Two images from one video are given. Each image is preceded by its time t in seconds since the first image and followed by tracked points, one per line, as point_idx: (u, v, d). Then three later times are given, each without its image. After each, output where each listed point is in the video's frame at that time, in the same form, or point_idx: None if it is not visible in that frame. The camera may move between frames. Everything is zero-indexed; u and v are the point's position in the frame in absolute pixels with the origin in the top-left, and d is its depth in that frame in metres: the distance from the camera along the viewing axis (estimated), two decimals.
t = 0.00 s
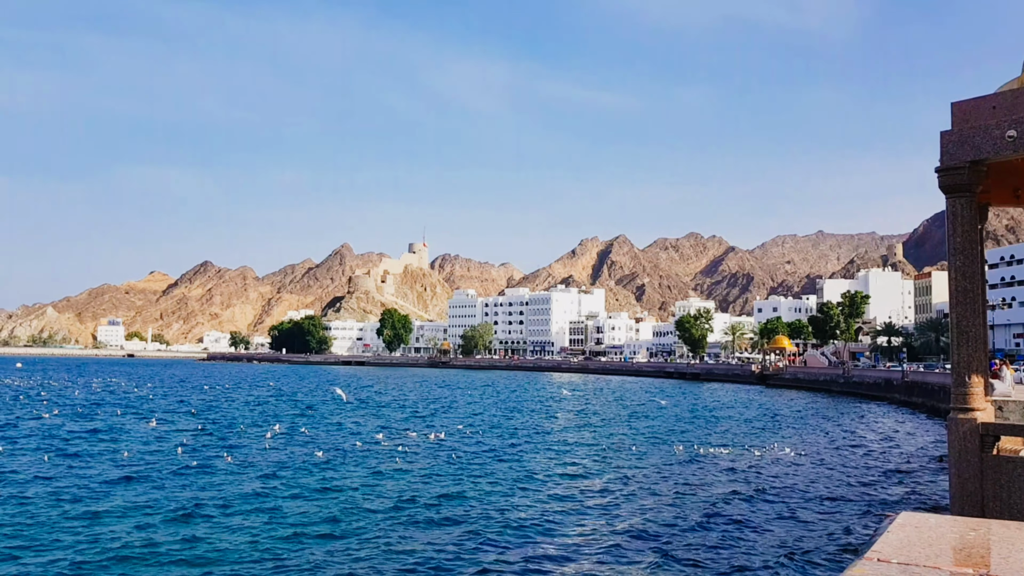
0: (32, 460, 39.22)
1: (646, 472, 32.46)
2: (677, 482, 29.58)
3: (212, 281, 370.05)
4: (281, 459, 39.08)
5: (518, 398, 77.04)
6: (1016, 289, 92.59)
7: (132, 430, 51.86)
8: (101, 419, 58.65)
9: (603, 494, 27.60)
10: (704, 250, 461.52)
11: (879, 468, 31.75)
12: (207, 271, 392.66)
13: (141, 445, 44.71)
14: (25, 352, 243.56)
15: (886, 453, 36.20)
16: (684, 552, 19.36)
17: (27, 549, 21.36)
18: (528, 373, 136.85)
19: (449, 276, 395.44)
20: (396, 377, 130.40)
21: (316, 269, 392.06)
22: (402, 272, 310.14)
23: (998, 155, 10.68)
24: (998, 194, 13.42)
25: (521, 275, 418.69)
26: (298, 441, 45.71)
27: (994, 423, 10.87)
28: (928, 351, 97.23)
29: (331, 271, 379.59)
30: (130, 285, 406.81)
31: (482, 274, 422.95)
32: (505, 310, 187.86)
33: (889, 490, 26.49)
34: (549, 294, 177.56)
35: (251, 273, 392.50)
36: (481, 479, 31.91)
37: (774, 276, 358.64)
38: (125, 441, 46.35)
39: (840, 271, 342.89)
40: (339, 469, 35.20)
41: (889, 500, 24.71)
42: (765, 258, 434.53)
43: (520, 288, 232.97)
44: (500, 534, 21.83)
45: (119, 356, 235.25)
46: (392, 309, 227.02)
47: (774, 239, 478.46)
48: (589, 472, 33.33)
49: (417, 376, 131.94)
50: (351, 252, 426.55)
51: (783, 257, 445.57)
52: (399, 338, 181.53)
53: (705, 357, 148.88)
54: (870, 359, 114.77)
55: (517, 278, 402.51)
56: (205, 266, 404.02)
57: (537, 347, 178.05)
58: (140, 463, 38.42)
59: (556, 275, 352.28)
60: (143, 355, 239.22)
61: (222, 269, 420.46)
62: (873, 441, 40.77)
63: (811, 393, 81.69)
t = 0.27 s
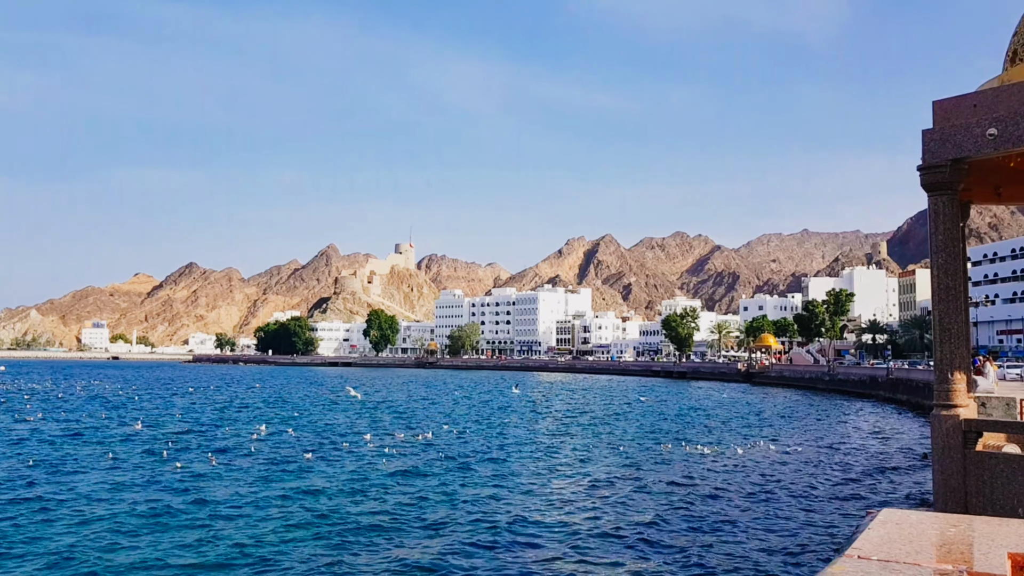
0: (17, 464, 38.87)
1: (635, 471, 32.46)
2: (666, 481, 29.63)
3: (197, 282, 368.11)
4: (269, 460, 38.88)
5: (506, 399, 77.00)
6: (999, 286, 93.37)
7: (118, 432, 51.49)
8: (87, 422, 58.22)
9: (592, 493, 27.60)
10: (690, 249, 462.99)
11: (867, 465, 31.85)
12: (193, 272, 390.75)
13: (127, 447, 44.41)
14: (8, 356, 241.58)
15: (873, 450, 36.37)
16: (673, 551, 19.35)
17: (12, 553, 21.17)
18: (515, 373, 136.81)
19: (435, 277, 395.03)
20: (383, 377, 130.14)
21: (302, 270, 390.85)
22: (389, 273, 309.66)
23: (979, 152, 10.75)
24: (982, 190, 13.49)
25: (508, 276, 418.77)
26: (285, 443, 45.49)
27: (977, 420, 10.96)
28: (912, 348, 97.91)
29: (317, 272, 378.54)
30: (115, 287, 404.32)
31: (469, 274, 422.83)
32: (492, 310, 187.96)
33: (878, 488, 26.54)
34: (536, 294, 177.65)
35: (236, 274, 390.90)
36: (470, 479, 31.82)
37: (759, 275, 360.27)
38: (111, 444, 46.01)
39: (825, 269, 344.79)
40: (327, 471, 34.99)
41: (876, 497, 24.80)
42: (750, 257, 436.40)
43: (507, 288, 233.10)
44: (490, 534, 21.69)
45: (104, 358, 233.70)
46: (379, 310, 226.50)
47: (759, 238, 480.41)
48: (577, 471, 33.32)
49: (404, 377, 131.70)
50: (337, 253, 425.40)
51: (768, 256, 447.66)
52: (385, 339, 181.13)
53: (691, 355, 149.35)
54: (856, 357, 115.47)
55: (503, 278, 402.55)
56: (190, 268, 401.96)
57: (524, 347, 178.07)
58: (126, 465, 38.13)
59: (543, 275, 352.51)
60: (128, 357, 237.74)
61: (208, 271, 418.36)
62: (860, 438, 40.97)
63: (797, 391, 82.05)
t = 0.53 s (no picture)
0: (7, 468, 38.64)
1: (628, 470, 32.40)
2: (656, 479, 29.72)
3: (187, 285, 366.95)
4: (259, 463, 38.77)
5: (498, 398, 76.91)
6: (988, 283, 93.83)
7: (108, 435, 51.24)
8: (76, 426, 57.93)
9: (584, 494, 27.62)
10: (681, 248, 464.01)
11: (858, 463, 31.85)
12: (182, 274, 389.42)
13: (117, 451, 44.22)
14: None
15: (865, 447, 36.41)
16: (662, 550, 19.32)
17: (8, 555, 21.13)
18: (506, 373, 136.91)
19: (426, 277, 394.74)
20: (374, 378, 129.92)
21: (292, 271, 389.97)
22: (379, 274, 309.32)
23: (966, 150, 10.79)
24: (969, 187, 13.56)
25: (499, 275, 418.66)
26: (276, 445, 45.32)
27: (966, 416, 11.01)
28: (902, 345, 98.34)
29: (308, 273, 377.87)
30: (104, 289, 402.63)
31: (460, 274, 422.49)
32: (483, 310, 187.94)
33: (868, 485, 26.54)
34: (527, 294, 177.72)
35: (226, 276, 389.68)
36: (459, 480, 31.86)
37: (749, 273, 361.07)
38: (102, 447, 45.84)
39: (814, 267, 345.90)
40: (318, 473, 34.85)
41: (864, 493, 24.92)
42: (741, 255, 437.25)
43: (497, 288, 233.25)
44: (482, 535, 21.66)
45: (93, 361, 232.75)
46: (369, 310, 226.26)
47: (750, 237, 481.44)
48: (568, 470, 33.41)
49: (395, 377, 131.56)
50: (327, 254, 424.58)
51: (758, 254, 448.87)
52: (376, 340, 180.89)
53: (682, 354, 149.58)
54: (846, 354, 115.86)
55: (494, 278, 402.57)
56: (179, 270, 400.61)
57: (515, 347, 178.18)
58: (118, 469, 38.01)
59: (534, 275, 352.64)
60: (118, 359, 236.93)
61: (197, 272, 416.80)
62: (852, 435, 41.00)
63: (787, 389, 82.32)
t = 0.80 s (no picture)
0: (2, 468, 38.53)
1: (624, 470, 32.32)
2: (652, 478, 29.79)
3: (181, 284, 366.16)
4: (255, 462, 38.70)
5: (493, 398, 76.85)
6: (981, 282, 94.10)
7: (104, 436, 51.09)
8: (70, 426, 57.75)
9: (580, 493, 27.67)
10: (675, 248, 464.38)
11: (852, 462, 31.89)
12: (176, 273, 388.40)
13: (111, 450, 44.09)
14: None
15: (861, 447, 36.37)
16: (657, 550, 19.27)
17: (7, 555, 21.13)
18: (501, 373, 136.92)
19: (420, 277, 394.42)
20: (368, 378, 129.73)
21: (287, 270, 389.36)
22: (374, 274, 308.96)
23: (958, 149, 10.83)
24: (960, 187, 13.61)
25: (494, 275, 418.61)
26: (271, 445, 45.16)
27: (957, 415, 11.05)
28: (895, 345, 98.68)
29: (302, 273, 377.27)
30: (98, 288, 401.45)
31: (455, 274, 422.44)
32: (477, 310, 187.98)
33: (864, 485, 26.50)
34: (521, 293, 177.77)
35: (220, 275, 388.82)
36: (456, 479, 31.87)
37: (743, 272, 361.64)
38: (97, 447, 45.71)
39: (808, 267, 346.79)
40: (312, 473, 34.70)
41: (860, 493, 24.99)
42: (735, 255, 437.99)
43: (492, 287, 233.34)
44: (479, 534, 21.71)
45: (87, 361, 232.10)
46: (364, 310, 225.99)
47: (744, 236, 482.23)
48: (564, 469, 33.44)
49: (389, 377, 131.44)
50: (322, 253, 423.79)
51: (752, 253, 449.81)
52: (371, 340, 180.73)
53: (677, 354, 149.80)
54: (840, 353, 116.13)
55: (489, 278, 402.49)
56: (173, 269, 399.62)
57: (510, 346, 178.24)
58: (114, 468, 37.94)
59: (529, 274, 352.81)
60: (112, 359, 236.29)
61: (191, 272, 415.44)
62: (848, 435, 41.00)
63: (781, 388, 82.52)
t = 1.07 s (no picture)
0: None
1: (622, 469, 32.24)
2: (649, 478, 29.74)
3: (177, 285, 365.62)
4: (253, 463, 38.59)
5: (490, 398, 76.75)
6: (977, 281, 94.16)
7: (100, 436, 50.91)
8: (66, 426, 57.56)
9: (577, 493, 27.61)
10: (672, 247, 464.81)
11: (849, 461, 31.87)
12: (172, 274, 387.89)
13: (108, 451, 43.94)
14: None
15: (858, 446, 36.35)
16: (654, 551, 19.13)
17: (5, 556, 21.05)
18: (498, 372, 136.89)
19: (417, 277, 394.31)
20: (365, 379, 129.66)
21: (283, 270, 389.10)
22: (370, 274, 308.80)
23: (953, 148, 10.82)
24: (955, 186, 13.57)
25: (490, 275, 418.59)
26: (270, 445, 45.05)
27: (953, 414, 11.02)
28: (891, 343, 98.82)
29: (298, 273, 376.92)
30: (94, 289, 400.73)
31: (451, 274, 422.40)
32: (474, 310, 187.89)
33: (863, 485, 26.40)
34: (518, 293, 177.78)
35: (217, 276, 388.41)
36: (453, 479, 31.78)
37: (739, 271, 362.36)
38: (95, 448, 45.54)
39: (804, 266, 347.60)
40: (312, 473, 34.60)
41: (857, 492, 24.95)
42: (731, 254, 438.48)
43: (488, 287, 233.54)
44: (480, 534, 21.64)
45: (83, 362, 231.70)
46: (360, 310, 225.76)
47: (740, 236, 482.76)
48: (561, 469, 33.40)
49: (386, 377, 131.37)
50: (318, 253, 423.40)
51: (748, 252, 450.40)
52: (367, 340, 180.61)
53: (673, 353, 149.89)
54: (836, 352, 116.25)
55: (485, 277, 402.60)
56: (169, 270, 399.01)
57: (506, 346, 178.25)
58: (111, 469, 37.81)
59: (525, 274, 352.81)
60: (108, 360, 235.86)
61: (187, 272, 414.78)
62: (845, 434, 41.05)
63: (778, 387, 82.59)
